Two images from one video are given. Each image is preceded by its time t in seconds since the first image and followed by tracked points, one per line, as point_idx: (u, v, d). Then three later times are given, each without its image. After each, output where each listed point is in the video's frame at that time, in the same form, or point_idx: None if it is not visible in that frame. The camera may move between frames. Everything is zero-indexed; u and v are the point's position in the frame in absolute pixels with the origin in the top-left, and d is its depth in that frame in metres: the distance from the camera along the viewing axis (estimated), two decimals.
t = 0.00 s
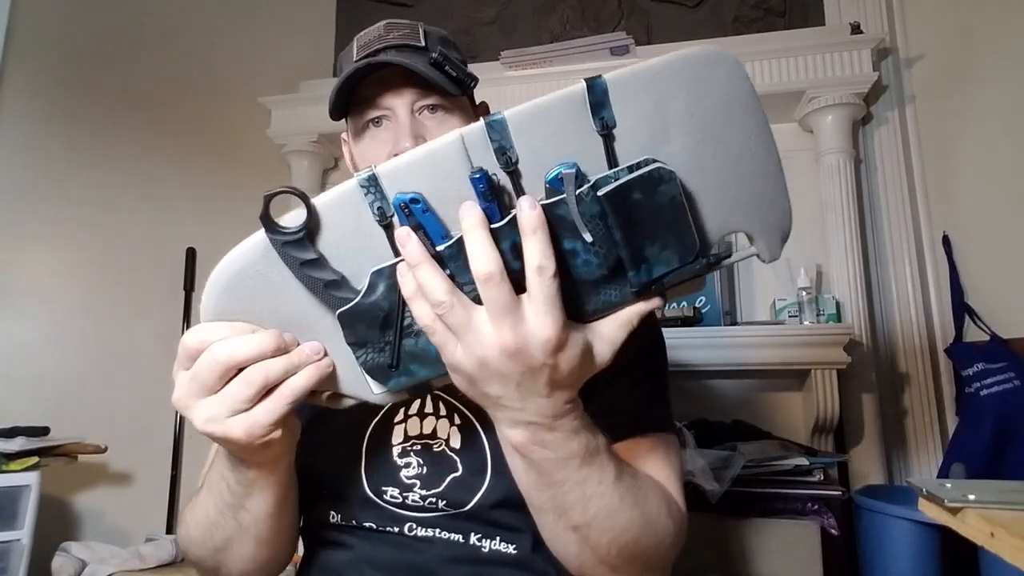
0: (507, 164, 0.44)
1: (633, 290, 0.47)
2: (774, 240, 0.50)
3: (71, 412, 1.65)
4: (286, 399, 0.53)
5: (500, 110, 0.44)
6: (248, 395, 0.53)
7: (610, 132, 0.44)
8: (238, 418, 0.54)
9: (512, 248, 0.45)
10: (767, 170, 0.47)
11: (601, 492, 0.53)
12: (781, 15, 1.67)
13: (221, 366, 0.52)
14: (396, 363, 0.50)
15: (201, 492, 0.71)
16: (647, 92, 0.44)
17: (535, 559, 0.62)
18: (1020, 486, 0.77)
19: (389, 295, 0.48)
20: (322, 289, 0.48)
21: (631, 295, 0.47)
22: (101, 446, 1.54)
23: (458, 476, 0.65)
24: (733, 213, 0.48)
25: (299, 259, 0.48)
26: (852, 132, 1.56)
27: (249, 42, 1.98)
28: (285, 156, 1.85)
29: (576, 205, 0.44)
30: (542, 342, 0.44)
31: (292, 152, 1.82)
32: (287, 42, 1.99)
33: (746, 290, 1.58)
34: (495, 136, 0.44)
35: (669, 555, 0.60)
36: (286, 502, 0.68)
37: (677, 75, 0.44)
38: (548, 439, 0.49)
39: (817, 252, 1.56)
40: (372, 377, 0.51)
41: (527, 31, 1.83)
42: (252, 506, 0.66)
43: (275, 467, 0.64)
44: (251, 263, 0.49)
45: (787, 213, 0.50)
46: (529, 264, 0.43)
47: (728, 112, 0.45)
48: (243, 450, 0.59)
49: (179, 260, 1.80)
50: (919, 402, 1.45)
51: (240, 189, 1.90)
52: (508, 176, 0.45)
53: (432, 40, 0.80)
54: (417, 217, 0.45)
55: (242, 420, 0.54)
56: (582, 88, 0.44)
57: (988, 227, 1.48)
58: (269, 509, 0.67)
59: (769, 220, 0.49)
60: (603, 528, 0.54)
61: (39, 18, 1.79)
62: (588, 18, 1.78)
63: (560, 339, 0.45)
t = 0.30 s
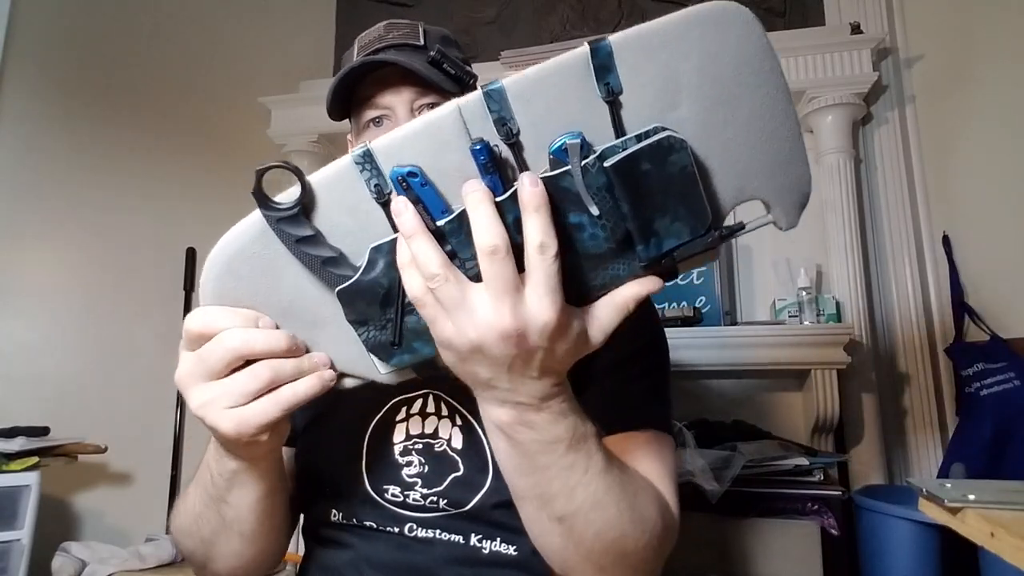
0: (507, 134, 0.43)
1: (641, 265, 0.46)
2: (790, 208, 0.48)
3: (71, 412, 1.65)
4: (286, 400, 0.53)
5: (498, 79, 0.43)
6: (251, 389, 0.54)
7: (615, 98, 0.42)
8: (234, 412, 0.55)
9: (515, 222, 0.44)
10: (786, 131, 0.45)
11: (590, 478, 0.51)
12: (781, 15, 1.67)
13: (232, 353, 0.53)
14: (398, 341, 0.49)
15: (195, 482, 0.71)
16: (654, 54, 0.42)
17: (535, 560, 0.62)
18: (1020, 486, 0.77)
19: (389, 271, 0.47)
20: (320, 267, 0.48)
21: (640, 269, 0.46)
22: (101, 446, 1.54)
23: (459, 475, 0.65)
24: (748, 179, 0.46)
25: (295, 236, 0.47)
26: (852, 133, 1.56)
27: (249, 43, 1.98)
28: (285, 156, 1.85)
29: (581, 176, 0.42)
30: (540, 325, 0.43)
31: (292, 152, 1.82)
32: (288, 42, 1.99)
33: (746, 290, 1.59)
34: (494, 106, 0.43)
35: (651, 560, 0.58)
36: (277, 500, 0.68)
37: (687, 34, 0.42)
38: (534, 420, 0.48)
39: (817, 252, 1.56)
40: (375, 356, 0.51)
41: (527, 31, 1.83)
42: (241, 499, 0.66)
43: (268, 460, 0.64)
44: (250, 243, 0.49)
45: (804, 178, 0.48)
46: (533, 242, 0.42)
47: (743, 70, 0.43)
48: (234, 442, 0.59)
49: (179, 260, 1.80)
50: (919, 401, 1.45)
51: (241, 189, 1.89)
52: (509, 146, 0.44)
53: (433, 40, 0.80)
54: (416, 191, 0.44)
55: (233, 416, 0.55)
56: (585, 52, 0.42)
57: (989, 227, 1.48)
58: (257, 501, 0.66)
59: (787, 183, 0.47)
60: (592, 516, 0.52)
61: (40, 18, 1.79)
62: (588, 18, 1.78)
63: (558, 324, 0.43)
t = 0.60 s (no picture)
0: (557, 154, 0.40)
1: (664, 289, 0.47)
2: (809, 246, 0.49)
3: (71, 412, 1.65)
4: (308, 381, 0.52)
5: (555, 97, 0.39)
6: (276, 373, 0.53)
7: (667, 127, 0.40)
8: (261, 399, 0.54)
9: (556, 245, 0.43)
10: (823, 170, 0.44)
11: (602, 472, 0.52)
12: (781, 15, 1.67)
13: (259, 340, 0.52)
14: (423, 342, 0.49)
15: (201, 478, 0.71)
16: (711, 83, 0.39)
17: (534, 562, 0.62)
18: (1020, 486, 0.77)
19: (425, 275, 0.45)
20: (358, 265, 0.45)
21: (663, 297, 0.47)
22: (101, 446, 1.53)
23: (458, 477, 0.65)
24: (780, 215, 0.46)
25: (337, 235, 0.44)
26: (852, 133, 1.56)
27: (249, 42, 1.98)
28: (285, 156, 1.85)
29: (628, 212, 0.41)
30: (578, 322, 0.42)
31: (292, 152, 1.82)
32: (287, 42, 1.99)
33: (745, 289, 1.58)
34: (547, 124, 0.39)
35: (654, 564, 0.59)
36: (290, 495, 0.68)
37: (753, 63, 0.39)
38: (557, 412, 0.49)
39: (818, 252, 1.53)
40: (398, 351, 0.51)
41: (527, 31, 1.83)
42: (257, 492, 0.65)
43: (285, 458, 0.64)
44: (286, 239, 0.46)
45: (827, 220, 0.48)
46: (557, 241, 0.40)
47: (798, 107, 0.41)
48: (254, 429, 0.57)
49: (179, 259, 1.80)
50: (918, 401, 1.45)
51: (241, 189, 1.90)
52: (558, 165, 0.41)
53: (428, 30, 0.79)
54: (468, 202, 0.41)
55: (256, 399, 0.53)
56: (642, 77, 0.39)
57: (989, 227, 1.48)
58: (273, 492, 0.66)
59: (817, 217, 0.47)
60: (603, 511, 0.53)
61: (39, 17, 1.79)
62: (588, 17, 1.78)
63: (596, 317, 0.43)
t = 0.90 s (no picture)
0: (541, 305, 0.52)
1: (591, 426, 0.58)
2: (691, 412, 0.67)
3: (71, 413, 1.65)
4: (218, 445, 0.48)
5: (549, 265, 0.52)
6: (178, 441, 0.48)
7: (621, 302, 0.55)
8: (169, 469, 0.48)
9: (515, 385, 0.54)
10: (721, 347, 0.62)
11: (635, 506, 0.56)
12: (781, 15, 1.67)
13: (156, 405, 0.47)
14: (384, 446, 0.55)
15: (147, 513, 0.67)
16: (666, 284, 0.56)
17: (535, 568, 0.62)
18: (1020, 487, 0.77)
19: (408, 384, 0.53)
20: (355, 368, 0.53)
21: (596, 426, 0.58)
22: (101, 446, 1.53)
23: (460, 484, 0.65)
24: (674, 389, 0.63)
25: (347, 335, 0.52)
26: (852, 133, 1.56)
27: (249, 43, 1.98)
28: (286, 157, 1.85)
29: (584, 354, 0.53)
30: (573, 391, 0.43)
31: (292, 152, 1.82)
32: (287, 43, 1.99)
33: (745, 289, 1.59)
34: (541, 284, 0.52)
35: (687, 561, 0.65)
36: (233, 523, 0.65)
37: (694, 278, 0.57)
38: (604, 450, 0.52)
39: (816, 252, 1.56)
40: (357, 451, 0.56)
41: (527, 31, 1.83)
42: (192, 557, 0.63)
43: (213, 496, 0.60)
44: (288, 332, 0.53)
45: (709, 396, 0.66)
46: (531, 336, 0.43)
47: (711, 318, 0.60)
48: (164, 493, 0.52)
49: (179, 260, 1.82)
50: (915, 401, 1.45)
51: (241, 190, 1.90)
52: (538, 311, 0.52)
53: (419, 19, 0.81)
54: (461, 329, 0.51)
55: (169, 464, 0.48)
56: (614, 269, 0.54)
57: (989, 227, 1.48)
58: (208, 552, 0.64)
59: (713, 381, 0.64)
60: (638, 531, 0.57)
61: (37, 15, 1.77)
62: (588, 17, 1.78)
63: (590, 379, 0.43)
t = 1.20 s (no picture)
0: (518, 352, 0.54)
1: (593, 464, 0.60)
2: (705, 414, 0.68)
3: (70, 413, 1.65)
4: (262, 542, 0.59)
5: (517, 310, 0.53)
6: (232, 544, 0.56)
7: (607, 333, 0.56)
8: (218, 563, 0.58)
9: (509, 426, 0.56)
10: (706, 361, 0.65)
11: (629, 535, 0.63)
12: (781, 15, 1.67)
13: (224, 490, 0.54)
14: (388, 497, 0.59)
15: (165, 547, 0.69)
16: (644, 307, 0.58)
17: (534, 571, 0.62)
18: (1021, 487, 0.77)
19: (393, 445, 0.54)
20: (334, 439, 0.53)
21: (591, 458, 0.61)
22: (101, 446, 1.53)
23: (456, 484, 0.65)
24: (685, 400, 0.64)
25: (320, 413, 0.52)
26: (852, 133, 1.56)
27: (249, 43, 1.98)
28: (285, 157, 1.85)
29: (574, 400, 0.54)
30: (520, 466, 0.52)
31: (292, 153, 1.82)
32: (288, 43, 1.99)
33: (746, 289, 1.59)
34: (512, 330, 0.53)
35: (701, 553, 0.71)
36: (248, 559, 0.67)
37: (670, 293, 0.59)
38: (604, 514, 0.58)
39: (817, 252, 1.56)
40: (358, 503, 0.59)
41: (527, 31, 1.83)
42: None
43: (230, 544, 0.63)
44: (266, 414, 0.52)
45: (716, 389, 0.69)
46: (467, 437, 0.51)
47: (696, 324, 0.62)
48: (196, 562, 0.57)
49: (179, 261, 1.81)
50: (914, 401, 1.45)
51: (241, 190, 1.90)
52: (516, 362, 0.54)
53: (426, 17, 0.82)
54: (441, 389, 0.53)
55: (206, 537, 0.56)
56: (592, 301, 0.55)
57: (989, 227, 1.48)
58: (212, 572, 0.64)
59: (705, 395, 0.67)
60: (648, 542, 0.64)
61: (38, 15, 1.77)
62: (588, 17, 1.78)
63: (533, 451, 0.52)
